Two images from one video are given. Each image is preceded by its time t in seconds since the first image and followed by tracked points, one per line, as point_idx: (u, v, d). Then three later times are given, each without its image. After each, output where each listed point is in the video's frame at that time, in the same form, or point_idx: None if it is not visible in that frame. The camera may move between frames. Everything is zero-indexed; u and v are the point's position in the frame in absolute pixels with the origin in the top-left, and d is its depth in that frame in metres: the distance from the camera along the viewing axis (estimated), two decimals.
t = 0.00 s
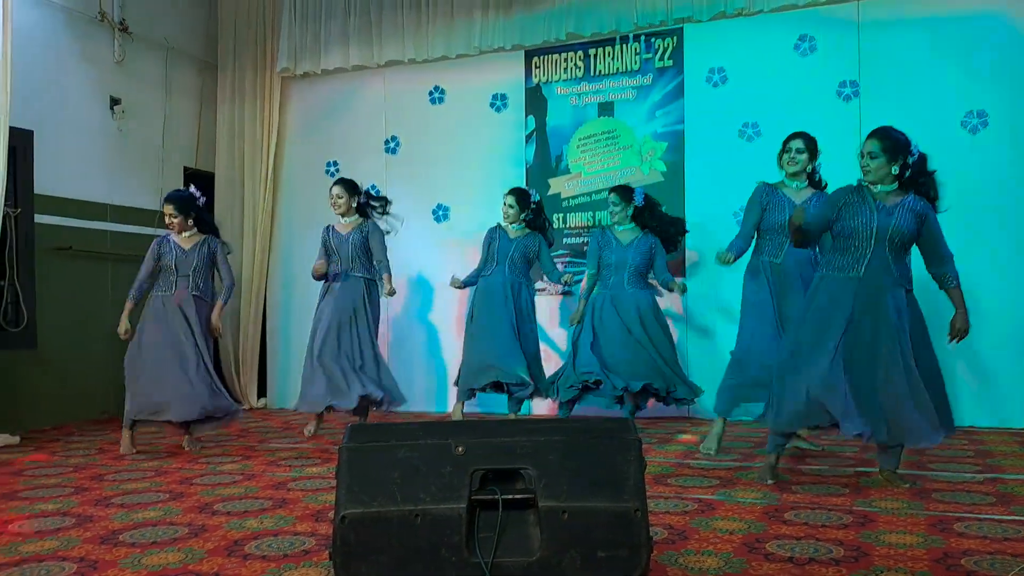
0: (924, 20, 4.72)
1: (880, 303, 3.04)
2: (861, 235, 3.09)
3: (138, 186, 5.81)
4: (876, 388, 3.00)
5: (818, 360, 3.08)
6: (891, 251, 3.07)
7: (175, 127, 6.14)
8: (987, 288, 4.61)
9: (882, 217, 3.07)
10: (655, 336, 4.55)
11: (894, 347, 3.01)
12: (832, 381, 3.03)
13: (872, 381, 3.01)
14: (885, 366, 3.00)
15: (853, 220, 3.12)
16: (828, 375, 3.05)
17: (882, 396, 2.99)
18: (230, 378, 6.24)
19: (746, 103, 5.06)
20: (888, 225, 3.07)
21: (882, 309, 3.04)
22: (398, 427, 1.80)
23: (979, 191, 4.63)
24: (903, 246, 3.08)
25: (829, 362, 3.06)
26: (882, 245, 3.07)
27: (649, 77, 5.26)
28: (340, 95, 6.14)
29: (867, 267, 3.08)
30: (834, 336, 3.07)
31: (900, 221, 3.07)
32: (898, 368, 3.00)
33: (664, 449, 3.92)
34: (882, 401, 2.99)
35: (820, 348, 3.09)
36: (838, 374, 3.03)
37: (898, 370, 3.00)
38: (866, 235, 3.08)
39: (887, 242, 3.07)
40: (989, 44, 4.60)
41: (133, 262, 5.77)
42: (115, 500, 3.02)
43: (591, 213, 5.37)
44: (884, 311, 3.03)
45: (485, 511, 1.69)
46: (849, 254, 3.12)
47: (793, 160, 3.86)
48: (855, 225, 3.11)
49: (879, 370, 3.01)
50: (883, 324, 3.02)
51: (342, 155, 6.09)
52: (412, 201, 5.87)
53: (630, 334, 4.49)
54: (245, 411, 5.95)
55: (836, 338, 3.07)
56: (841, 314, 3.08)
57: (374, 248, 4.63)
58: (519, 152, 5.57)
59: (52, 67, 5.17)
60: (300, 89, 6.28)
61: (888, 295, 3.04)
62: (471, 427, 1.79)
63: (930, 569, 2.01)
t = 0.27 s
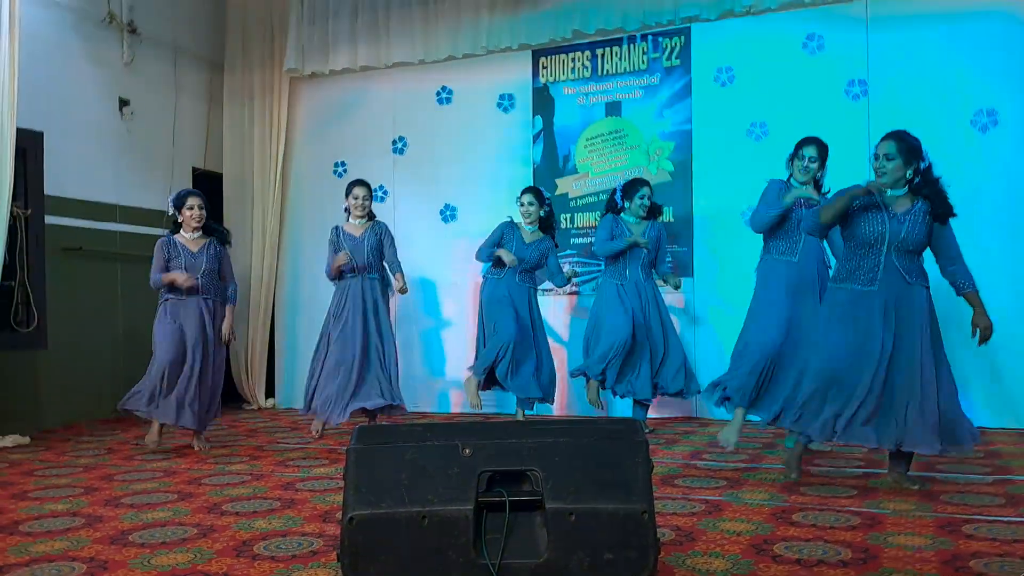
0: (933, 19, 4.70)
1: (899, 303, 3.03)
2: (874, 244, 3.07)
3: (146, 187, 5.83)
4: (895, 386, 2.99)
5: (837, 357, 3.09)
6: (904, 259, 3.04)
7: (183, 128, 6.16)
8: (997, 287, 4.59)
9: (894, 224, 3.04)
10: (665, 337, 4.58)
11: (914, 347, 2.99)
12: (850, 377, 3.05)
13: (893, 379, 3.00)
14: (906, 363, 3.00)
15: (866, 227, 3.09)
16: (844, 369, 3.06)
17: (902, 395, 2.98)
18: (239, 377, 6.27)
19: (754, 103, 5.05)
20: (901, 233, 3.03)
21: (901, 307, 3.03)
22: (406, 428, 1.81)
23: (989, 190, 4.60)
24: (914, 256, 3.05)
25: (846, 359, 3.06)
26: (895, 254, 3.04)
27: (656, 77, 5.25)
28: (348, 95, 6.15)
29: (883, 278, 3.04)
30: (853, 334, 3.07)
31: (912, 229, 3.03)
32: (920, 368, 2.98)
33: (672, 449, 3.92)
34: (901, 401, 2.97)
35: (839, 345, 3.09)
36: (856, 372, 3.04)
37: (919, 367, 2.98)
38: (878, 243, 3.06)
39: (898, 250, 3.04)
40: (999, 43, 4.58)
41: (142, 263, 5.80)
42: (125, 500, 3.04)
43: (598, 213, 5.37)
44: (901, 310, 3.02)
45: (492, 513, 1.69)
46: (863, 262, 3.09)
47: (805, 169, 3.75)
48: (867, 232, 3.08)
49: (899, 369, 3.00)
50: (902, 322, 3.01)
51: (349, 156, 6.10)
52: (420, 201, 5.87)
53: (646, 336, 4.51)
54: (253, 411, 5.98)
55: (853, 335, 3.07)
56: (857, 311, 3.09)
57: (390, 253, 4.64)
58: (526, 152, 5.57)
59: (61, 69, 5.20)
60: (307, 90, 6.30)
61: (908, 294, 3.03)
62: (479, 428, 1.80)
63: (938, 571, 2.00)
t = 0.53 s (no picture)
0: (932, 11, 4.68)
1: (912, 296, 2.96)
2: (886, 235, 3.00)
3: (145, 180, 5.82)
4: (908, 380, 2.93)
5: (850, 351, 3.01)
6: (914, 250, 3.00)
7: (181, 121, 6.14)
8: (997, 280, 4.58)
9: (907, 214, 2.97)
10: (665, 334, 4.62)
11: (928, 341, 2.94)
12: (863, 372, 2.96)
13: (907, 374, 2.93)
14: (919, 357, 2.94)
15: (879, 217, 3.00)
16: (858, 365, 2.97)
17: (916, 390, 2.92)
18: (238, 370, 6.26)
19: (753, 95, 5.04)
20: (912, 222, 2.97)
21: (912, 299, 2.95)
22: (403, 420, 1.80)
23: (989, 183, 4.59)
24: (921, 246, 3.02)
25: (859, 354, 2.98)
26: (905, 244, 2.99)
27: (654, 69, 5.23)
28: (346, 88, 6.13)
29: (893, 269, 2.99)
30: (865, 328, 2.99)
31: (922, 217, 2.98)
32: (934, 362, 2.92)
33: (671, 442, 3.92)
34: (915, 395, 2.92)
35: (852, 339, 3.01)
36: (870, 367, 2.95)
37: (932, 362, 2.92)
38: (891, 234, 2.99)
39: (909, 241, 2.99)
40: (999, 34, 4.56)
41: (140, 255, 5.79)
42: (124, 493, 3.03)
43: (597, 206, 5.35)
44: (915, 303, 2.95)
45: (492, 504, 1.69)
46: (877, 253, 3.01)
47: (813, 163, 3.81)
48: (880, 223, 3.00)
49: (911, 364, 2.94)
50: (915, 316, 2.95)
51: (348, 148, 6.09)
52: (419, 194, 5.86)
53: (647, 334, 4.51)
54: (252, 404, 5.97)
55: (866, 328, 2.98)
56: (870, 304, 3.00)
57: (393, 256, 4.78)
58: (525, 145, 5.56)
59: (59, 61, 5.18)
60: (306, 83, 6.28)
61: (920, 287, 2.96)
62: (477, 420, 1.79)
63: (938, 563, 2.00)
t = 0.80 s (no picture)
0: (933, 6, 4.67)
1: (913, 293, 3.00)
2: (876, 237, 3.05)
3: (143, 175, 5.80)
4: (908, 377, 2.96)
5: (852, 343, 2.97)
6: (910, 251, 3.02)
7: (181, 115, 6.13)
8: (997, 276, 4.58)
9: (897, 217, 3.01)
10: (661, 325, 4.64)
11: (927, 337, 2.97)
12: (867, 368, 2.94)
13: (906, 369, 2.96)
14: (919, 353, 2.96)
15: (869, 221, 3.07)
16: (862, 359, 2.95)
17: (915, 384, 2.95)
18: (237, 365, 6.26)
19: (753, 90, 5.03)
20: (905, 224, 3.00)
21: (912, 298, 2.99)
22: (403, 414, 1.80)
23: (989, 179, 4.59)
24: (921, 247, 3.03)
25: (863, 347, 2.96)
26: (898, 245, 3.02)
27: (654, 64, 5.22)
28: (345, 82, 6.11)
29: (888, 270, 3.03)
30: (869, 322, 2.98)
31: (915, 218, 2.99)
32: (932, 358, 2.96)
33: (671, 437, 3.92)
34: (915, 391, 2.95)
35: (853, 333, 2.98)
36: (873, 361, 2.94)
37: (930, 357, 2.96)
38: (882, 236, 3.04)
39: (904, 242, 3.01)
40: (999, 30, 4.56)
41: (139, 250, 5.78)
42: (123, 488, 3.03)
43: (597, 200, 5.34)
44: (915, 300, 2.98)
45: (493, 499, 1.68)
46: (867, 256, 3.09)
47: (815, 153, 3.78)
48: (869, 226, 3.07)
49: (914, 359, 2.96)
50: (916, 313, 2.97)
51: (347, 143, 6.07)
52: (418, 189, 5.85)
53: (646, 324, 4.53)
54: (252, 400, 5.97)
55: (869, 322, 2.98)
56: (872, 299, 3.02)
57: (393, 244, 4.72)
58: (524, 140, 5.55)
59: (58, 56, 5.16)
60: (305, 78, 6.26)
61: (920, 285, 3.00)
62: (478, 414, 1.79)
63: (939, 558, 2.00)
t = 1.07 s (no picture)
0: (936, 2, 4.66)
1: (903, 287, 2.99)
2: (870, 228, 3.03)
3: (144, 171, 5.80)
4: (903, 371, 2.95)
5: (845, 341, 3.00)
6: (904, 240, 3.00)
7: (181, 111, 6.12)
8: (998, 274, 4.57)
9: (890, 205, 3.00)
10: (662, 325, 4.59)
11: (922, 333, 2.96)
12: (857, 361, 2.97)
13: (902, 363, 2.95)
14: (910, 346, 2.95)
15: (861, 210, 3.06)
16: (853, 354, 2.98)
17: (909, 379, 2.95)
18: (237, 361, 6.25)
19: (754, 87, 5.02)
20: (898, 214, 2.99)
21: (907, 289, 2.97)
22: (405, 411, 1.79)
23: (990, 176, 4.58)
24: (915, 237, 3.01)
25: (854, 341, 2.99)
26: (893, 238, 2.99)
27: (656, 60, 5.21)
28: (346, 79, 6.10)
29: (880, 257, 3.00)
30: (862, 317, 2.99)
31: (909, 208, 2.98)
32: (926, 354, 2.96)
33: (672, 434, 3.91)
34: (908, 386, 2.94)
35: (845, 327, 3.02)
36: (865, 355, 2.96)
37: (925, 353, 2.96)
38: (875, 227, 3.02)
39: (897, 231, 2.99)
40: (1001, 27, 4.55)
41: (140, 247, 5.77)
42: (123, 484, 3.03)
43: (598, 198, 5.34)
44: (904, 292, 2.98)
45: (494, 496, 1.68)
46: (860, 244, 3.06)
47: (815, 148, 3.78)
48: (862, 215, 3.05)
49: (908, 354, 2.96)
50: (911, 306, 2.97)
51: (348, 140, 6.07)
52: (419, 186, 5.84)
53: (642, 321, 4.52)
54: (252, 396, 5.97)
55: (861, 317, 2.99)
56: (864, 293, 3.01)
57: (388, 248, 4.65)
58: (526, 136, 5.54)
59: (58, 51, 5.15)
60: (305, 74, 6.25)
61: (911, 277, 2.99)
62: (479, 411, 1.79)
63: (940, 555, 2.00)
